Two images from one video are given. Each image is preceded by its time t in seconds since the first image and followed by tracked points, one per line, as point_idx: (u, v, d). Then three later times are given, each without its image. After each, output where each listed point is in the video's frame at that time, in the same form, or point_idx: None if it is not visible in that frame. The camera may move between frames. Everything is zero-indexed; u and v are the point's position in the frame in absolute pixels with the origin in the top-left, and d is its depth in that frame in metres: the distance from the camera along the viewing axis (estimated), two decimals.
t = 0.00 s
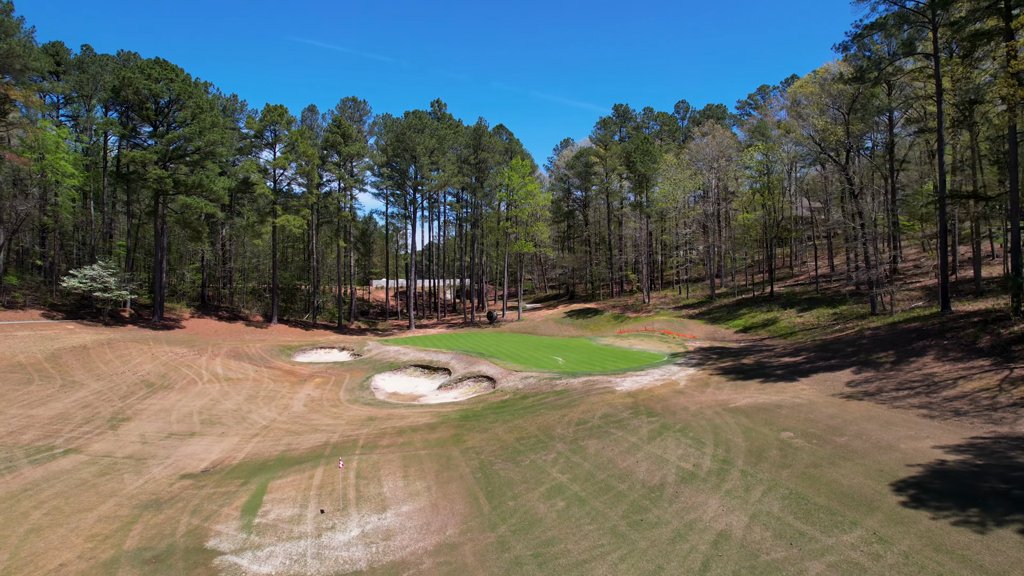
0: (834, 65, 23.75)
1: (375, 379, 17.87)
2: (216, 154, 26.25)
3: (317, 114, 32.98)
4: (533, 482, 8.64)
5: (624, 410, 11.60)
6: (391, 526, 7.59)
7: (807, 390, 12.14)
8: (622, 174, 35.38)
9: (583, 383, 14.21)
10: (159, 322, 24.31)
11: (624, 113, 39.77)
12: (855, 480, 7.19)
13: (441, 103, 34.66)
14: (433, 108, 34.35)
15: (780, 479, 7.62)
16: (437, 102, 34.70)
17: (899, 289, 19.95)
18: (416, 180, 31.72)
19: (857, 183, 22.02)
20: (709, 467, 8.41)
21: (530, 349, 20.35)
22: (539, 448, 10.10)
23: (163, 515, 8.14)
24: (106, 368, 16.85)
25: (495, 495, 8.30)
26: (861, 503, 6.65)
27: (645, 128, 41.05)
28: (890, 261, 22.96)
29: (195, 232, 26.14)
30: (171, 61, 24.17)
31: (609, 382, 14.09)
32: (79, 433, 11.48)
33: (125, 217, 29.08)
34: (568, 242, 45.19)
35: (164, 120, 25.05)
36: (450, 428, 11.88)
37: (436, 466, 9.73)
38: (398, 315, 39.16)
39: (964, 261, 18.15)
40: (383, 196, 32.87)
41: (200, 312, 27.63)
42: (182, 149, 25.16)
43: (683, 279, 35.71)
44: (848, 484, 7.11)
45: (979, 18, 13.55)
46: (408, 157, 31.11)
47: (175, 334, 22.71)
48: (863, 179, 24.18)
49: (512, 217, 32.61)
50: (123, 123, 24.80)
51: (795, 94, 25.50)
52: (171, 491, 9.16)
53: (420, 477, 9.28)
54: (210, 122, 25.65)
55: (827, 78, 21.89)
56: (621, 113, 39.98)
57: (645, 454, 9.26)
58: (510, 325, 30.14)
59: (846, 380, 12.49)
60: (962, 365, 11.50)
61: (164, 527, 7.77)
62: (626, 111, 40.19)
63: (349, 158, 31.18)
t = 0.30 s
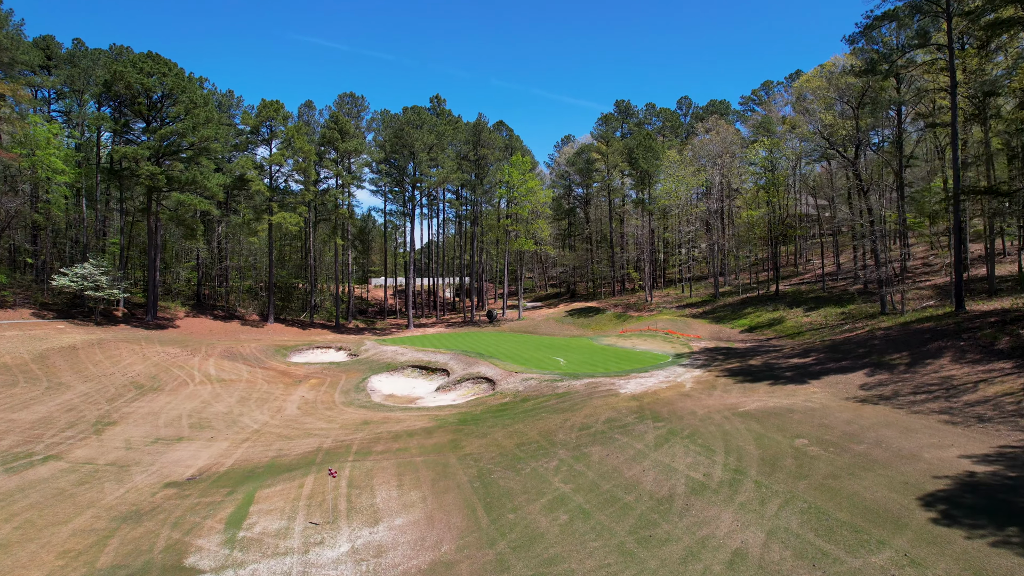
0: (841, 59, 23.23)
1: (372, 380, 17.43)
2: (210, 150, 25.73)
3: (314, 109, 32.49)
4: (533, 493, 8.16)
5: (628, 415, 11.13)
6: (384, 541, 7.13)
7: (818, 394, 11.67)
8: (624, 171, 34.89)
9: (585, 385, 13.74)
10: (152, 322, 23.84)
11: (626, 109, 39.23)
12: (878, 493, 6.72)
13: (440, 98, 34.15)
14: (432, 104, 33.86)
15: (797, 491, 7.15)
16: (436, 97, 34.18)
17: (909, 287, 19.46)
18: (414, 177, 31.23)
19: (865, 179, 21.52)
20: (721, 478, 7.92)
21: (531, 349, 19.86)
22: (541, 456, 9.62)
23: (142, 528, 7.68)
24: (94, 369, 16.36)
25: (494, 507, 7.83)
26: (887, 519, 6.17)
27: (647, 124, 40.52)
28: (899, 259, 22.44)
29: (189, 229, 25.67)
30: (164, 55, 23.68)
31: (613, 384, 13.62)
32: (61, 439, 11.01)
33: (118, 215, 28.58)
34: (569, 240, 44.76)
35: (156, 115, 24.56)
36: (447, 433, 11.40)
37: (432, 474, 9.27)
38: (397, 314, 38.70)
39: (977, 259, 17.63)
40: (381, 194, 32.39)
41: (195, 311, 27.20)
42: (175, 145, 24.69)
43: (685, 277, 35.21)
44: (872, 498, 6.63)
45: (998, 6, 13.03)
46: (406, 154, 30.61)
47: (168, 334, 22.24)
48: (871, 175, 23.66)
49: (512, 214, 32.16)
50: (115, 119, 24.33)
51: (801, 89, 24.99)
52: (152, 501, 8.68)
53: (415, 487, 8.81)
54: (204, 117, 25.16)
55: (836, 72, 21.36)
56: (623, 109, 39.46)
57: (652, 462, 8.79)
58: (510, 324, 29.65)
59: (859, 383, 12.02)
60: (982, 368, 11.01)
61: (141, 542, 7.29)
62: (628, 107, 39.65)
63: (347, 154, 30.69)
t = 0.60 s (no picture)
0: (849, 52, 22.70)
1: (368, 382, 16.97)
2: (205, 146, 25.23)
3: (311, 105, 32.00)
4: (534, 506, 7.69)
5: (634, 420, 10.66)
6: (374, 558, 6.67)
7: (831, 397, 11.20)
8: (626, 168, 34.39)
9: (588, 388, 13.26)
10: (145, 321, 23.38)
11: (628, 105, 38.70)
12: (905, 509, 6.25)
13: (439, 94, 33.65)
14: (431, 100, 33.34)
15: (816, 505, 6.67)
16: (435, 93, 33.68)
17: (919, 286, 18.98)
18: (413, 174, 30.72)
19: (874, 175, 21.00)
20: (734, 489, 7.46)
21: (531, 349, 19.39)
22: (542, 464, 9.16)
23: (118, 543, 7.23)
24: (83, 370, 15.91)
25: (492, 521, 7.37)
26: (917, 538, 5.70)
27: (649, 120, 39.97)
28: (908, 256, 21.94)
29: (182, 227, 25.18)
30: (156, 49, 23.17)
31: (616, 387, 13.15)
32: (41, 445, 10.56)
33: (111, 212, 28.08)
34: (570, 238, 44.33)
35: (149, 111, 24.06)
36: (444, 439, 10.95)
37: (428, 483, 8.81)
38: (396, 313, 38.25)
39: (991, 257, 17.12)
40: (380, 191, 31.90)
41: (190, 310, 26.74)
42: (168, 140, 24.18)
43: (688, 275, 34.73)
44: (898, 514, 6.16)
45: None
46: (405, 150, 30.08)
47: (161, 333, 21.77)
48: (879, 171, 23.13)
49: (512, 211, 31.64)
50: (107, 114, 23.83)
51: (808, 83, 24.46)
52: (132, 512, 8.23)
53: (408, 498, 8.34)
54: (198, 113, 24.67)
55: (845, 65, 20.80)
56: (625, 105, 38.93)
57: (659, 471, 8.32)
58: (510, 323, 29.17)
59: (873, 386, 11.54)
60: (1004, 371, 10.52)
61: (116, 559, 6.83)
62: (630, 103, 39.12)
63: (344, 151, 30.19)
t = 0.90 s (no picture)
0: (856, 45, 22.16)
1: (364, 383, 16.52)
2: (198, 141, 24.71)
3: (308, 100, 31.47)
4: (535, 519, 7.22)
5: (639, 425, 10.19)
6: None
7: (845, 401, 10.72)
8: (627, 164, 33.88)
9: (590, 391, 12.79)
10: (138, 320, 22.91)
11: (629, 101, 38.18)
12: (936, 527, 5.78)
13: (437, 89, 33.14)
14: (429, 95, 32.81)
15: (838, 521, 6.21)
16: (433, 88, 33.16)
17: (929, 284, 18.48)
18: (411, 171, 30.20)
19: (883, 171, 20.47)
20: (748, 503, 6.99)
21: (531, 349, 18.92)
22: (543, 472, 8.70)
23: (91, 560, 6.77)
24: (70, 372, 15.44)
25: (490, 536, 6.90)
26: (952, 561, 5.23)
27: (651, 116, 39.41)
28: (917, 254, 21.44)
29: (176, 224, 24.67)
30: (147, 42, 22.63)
31: (620, 389, 12.68)
32: (20, 452, 10.11)
33: (103, 209, 27.56)
34: (571, 235, 43.83)
35: (140, 106, 23.54)
36: (441, 445, 10.48)
37: (423, 494, 8.35)
38: (395, 311, 37.78)
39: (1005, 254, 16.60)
40: (377, 188, 31.39)
41: (184, 309, 26.28)
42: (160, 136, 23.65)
43: (690, 274, 34.26)
44: (929, 533, 5.69)
45: None
46: (403, 146, 29.54)
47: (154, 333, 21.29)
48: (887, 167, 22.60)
49: (512, 209, 31.13)
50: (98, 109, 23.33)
51: (815, 77, 23.92)
52: (110, 525, 7.77)
53: (402, 510, 7.88)
54: (191, 108, 24.14)
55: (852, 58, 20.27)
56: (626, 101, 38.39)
57: (668, 482, 7.85)
58: (510, 322, 28.68)
59: (889, 389, 11.06)
60: None
61: None
62: (631, 99, 38.59)
63: (341, 147, 29.66)
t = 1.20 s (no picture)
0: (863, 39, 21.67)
1: (359, 385, 16.07)
2: (191, 137, 24.19)
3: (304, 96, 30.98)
4: (536, 535, 6.75)
5: (644, 431, 9.73)
6: None
7: (860, 406, 10.26)
8: (629, 161, 33.36)
9: (593, 394, 12.33)
10: (130, 320, 22.44)
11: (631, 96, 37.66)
12: (972, 549, 5.32)
13: (436, 85, 32.64)
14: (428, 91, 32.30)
15: (863, 541, 5.74)
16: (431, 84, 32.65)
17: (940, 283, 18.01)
18: (409, 167, 29.69)
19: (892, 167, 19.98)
20: (765, 518, 6.52)
21: (531, 350, 18.45)
22: (544, 482, 8.24)
23: None
24: (57, 373, 14.98)
25: (488, 554, 6.45)
26: None
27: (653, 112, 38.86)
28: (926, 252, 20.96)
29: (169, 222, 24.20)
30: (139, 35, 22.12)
31: (623, 393, 12.22)
32: None
33: (96, 206, 27.08)
34: (572, 233, 43.33)
35: (132, 100, 23.03)
36: (437, 451, 10.02)
37: (417, 505, 7.90)
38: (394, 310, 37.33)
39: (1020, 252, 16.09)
40: (375, 185, 30.90)
41: (178, 308, 25.81)
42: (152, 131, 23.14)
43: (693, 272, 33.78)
44: (965, 556, 5.23)
45: None
46: (401, 143, 29.03)
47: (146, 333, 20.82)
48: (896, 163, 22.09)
49: (512, 206, 30.63)
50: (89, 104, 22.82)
51: (821, 71, 23.40)
52: (84, 539, 7.32)
53: (394, 523, 7.41)
54: (184, 102, 23.63)
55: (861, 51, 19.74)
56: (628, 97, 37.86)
57: (676, 493, 7.39)
58: (510, 321, 28.21)
59: (905, 393, 10.59)
60: None
61: None
62: (632, 94, 38.05)
63: (338, 143, 29.15)
